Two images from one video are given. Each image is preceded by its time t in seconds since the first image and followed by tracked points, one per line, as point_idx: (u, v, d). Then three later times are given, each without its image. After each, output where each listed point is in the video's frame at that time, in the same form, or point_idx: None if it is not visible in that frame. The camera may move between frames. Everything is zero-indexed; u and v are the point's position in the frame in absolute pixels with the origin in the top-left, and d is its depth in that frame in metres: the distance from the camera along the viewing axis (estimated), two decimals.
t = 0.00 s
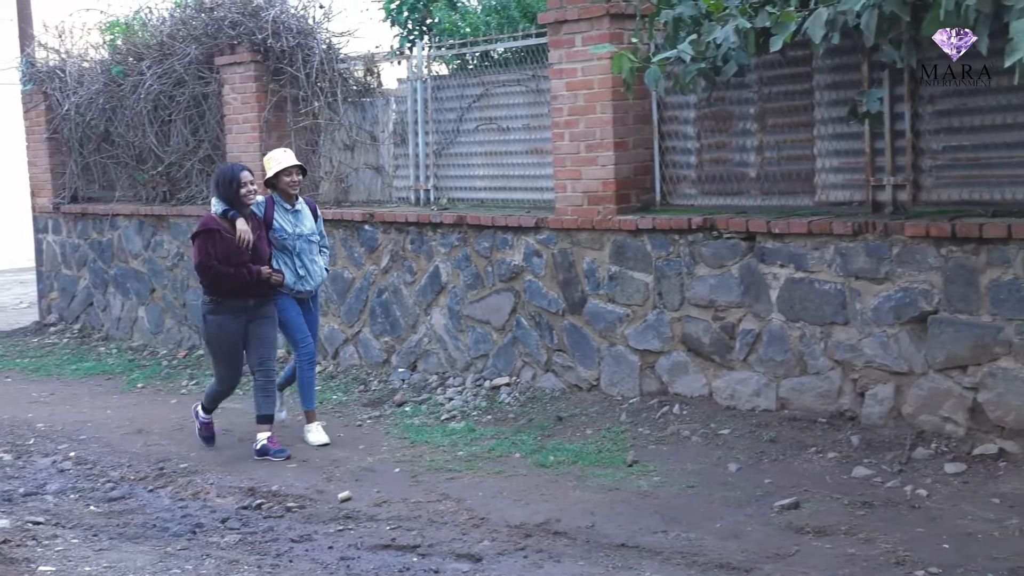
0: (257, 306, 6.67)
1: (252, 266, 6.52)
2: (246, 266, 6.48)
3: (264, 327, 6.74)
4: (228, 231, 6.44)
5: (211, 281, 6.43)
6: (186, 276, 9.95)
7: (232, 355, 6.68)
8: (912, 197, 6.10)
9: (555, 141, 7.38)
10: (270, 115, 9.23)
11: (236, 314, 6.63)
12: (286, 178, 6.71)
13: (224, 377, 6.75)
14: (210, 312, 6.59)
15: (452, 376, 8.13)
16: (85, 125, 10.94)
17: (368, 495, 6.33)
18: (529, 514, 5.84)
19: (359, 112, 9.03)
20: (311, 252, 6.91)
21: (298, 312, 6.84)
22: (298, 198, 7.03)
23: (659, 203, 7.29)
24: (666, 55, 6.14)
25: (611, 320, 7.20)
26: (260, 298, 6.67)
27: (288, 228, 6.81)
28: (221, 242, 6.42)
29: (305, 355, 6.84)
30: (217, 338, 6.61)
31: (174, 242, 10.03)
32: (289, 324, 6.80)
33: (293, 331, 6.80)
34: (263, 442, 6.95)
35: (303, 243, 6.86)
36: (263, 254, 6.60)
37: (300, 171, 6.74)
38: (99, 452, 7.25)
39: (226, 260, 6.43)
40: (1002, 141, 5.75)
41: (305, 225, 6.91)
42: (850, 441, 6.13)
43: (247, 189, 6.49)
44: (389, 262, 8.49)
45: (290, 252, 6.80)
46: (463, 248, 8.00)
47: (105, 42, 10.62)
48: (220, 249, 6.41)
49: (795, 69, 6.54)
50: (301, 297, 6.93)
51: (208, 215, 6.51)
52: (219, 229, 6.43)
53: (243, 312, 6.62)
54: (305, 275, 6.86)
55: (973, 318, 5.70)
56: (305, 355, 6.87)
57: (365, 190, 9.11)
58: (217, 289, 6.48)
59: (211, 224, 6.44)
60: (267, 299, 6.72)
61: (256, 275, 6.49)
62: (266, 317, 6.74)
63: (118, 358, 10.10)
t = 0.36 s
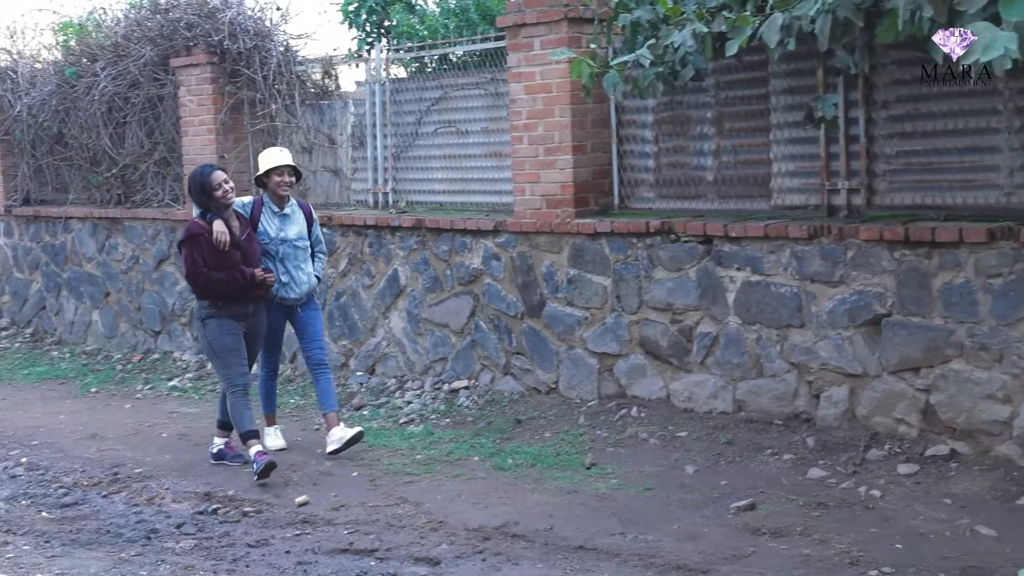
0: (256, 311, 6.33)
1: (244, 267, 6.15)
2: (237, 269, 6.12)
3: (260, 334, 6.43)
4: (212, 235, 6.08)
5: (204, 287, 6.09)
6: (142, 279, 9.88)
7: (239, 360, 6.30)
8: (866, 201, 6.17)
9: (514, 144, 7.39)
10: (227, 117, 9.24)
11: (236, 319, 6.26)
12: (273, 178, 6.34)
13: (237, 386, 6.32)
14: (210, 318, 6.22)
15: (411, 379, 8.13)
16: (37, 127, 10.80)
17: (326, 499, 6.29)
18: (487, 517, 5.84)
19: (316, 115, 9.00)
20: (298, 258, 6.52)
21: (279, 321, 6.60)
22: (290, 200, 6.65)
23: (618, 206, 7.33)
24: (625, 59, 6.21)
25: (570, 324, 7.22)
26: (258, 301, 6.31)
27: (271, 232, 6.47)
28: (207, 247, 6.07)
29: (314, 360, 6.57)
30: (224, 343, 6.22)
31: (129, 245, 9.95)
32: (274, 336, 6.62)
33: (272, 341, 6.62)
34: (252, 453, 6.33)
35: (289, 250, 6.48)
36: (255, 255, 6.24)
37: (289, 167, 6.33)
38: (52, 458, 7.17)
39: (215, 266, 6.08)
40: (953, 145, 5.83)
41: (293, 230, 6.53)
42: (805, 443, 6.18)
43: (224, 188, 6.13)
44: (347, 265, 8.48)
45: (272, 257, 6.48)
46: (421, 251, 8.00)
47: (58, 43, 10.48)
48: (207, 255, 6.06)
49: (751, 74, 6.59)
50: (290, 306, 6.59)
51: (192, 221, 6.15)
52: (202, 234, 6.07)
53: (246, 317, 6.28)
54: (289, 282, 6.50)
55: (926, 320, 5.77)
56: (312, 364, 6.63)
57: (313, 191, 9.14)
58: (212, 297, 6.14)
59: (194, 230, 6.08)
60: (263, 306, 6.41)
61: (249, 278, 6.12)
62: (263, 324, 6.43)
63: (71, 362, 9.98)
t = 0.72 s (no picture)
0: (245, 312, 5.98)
1: (237, 265, 5.83)
2: (230, 265, 5.79)
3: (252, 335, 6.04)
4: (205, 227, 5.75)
5: (193, 282, 5.76)
6: (95, 275, 9.76)
7: (223, 361, 5.96)
8: (821, 199, 6.23)
9: (473, 141, 7.38)
10: (182, 112, 9.12)
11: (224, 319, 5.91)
12: (270, 163, 6.05)
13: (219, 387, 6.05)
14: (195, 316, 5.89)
15: (368, 376, 8.12)
16: None
17: (282, 496, 6.25)
18: (445, 513, 5.84)
19: (273, 110, 8.96)
20: (301, 247, 6.24)
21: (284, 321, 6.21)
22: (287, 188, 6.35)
23: (576, 203, 7.35)
24: (582, 57, 6.20)
25: (528, 320, 7.23)
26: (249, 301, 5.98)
27: (274, 220, 6.16)
28: (199, 240, 5.74)
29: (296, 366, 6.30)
30: (209, 343, 5.88)
31: (81, 240, 9.83)
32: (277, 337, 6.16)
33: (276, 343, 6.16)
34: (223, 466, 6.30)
35: (293, 238, 6.20)
36: (249, 250, 5.92)
37: (288, 154, 6.06)
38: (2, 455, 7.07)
39: (206, 260, 5.74)
40: (906, 145, 5.90)
41: (295, 218, 6.24)
42: (760, 438, 6.24)
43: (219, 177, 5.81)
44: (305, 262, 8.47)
45: (275, 247, 6.17)
46: (379, 247, 7.99)
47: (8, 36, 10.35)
48: (198, 249, 5.73)
49: (709, 72, 6.62)
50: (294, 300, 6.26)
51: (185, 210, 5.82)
52: (194, 225, 5.75)
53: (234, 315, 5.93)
54: (295, 273, 6.19)
55: (879, 317, 5.84)
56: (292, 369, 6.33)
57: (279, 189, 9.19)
58: (201, 293, 5.80)
59: (186, 221, 5.75)
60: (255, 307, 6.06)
61: (241, 276, 5.80)
62: (254, 327, 6.05)
63: (22, 359, 9.84)
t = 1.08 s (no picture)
0: (242, 322, 5.69)
1: (233, 277, 5.57)
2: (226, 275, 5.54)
3: (249, 351, 5.72)
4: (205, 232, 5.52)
5: (186, 290, 5.53)
6: (53, 264, 9.66)
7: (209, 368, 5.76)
8: (782, 190, 6.27)
9: (436, 130, 7.36)
10: (141, 100, 9.05)
11: (216, 329, 5.66)
12: (270, 163, 5.74)
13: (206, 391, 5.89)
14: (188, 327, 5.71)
15: (330, 366, 8.11)
16: None
17: (244, 487, 6.21)
18: (407, 504, 5.83)
19: (234, 99, 8.91)
20: (310, 252, 5.95)
21: (293, 324, 5.91)
22: (294, 191, 6.07)
23: (539, 193, 7.35)
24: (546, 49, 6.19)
25: (491, 310, 7.24)
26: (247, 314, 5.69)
27: (282, 225, 5.86)
28: (196, 247, 5.51)
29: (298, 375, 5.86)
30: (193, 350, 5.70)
31: (39, 229, 9.72)
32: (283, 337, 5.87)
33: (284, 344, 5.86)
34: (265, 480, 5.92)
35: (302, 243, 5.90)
36: (251, 259, 5.65)
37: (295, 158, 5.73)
38: None
39: (201, 268, 5.51)
40: (866, 137, 5.95)
41: (304, 222, 5.94)
42: (721, 428, 6.28)
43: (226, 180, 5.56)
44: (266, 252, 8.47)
45: (284, 253, 5.87)
46: (342, 237, 7.97)
47: None
48: (195, 255, 5.50)
49: (672, 64, 6.64)
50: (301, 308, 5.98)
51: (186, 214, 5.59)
52: (194, 230, 5.52)
53: (226, 328, 5.66)
54: (303, 280, 5.90)
55: (839, 308, 5.89)
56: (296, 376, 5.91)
57: (243, 177, 9.16)
58: (195, 302, 5.58)
59: (186, 225, 5.53)
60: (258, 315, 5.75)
61: (236, 289, 5.53)
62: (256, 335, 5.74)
63: None
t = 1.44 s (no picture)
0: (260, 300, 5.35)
1: (249, 248, 5.16)
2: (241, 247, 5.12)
3: (263, 330, 5.43)
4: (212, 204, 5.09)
5: (200, 269, 5.05)
6: (6, 250, 9.60)
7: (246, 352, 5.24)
8: (740, 175, 6.30)
9: (395, 115, 7.34)
10: (96, 84, 8.96)
11: (237, 309, 5.24)
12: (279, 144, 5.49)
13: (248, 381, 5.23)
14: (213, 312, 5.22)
15: (290, 353, 8.08)
16: None
17: (203, 474, 6.18)
18: (368, 489, 5.81)
19: (190, 84, 8.88)
20: (313, 228, 5.68)
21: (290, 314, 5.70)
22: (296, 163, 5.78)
23: (498, 178, 7.35)
24: (506, 33, 6.17)
25: (451, 296, 7.24)
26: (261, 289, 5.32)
27: (283, 198, 5.58)
28: (206, 221, 5.05)
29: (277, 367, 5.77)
30: (228, 331, 5.19)
31: None
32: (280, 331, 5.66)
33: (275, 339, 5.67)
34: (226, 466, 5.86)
35: (304, 217, 5.63)
36: (259, 231, 5.27)
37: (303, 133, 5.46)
38: None
39: (215, 243, 5.06)
40: (823, 122, 5.99)
41: (306, 196, 5.67)
42: (680, 412, 6.32)
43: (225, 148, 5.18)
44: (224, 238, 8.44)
45: (285, 228, 5.59)
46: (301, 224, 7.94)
47: None
48: (206, 229, 5.06)
49: (631, 49, 6.65)
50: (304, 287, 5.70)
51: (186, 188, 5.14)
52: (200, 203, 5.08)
53: (249, 304, 5.29)
54: (306, 257, 5.63)
55: (796, 292, 5.93)
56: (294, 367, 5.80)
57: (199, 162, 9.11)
58: (209, 281, 5.10)
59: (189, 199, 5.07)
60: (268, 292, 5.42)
61: (254, 260, 5.14)
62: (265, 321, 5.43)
63: None
